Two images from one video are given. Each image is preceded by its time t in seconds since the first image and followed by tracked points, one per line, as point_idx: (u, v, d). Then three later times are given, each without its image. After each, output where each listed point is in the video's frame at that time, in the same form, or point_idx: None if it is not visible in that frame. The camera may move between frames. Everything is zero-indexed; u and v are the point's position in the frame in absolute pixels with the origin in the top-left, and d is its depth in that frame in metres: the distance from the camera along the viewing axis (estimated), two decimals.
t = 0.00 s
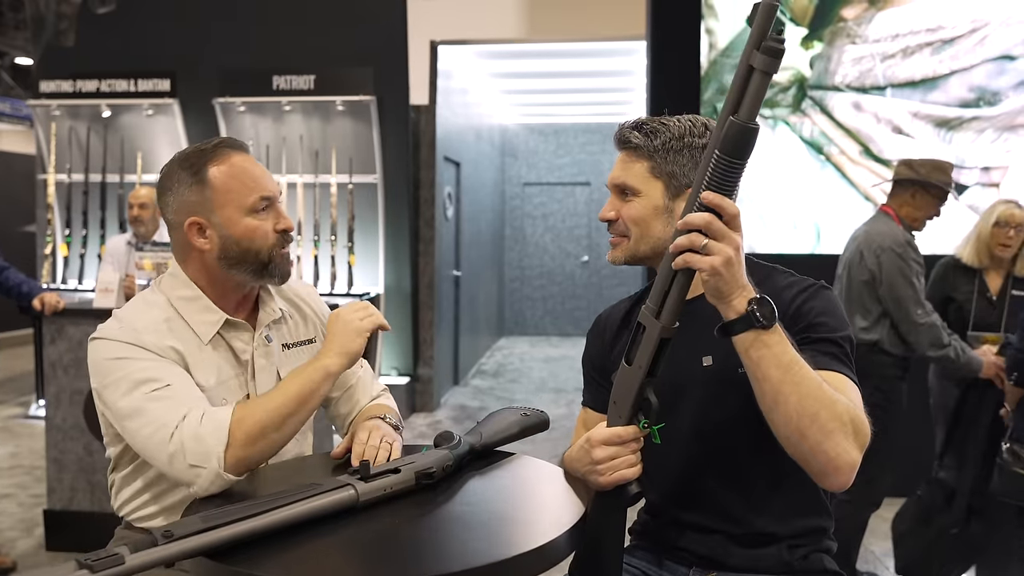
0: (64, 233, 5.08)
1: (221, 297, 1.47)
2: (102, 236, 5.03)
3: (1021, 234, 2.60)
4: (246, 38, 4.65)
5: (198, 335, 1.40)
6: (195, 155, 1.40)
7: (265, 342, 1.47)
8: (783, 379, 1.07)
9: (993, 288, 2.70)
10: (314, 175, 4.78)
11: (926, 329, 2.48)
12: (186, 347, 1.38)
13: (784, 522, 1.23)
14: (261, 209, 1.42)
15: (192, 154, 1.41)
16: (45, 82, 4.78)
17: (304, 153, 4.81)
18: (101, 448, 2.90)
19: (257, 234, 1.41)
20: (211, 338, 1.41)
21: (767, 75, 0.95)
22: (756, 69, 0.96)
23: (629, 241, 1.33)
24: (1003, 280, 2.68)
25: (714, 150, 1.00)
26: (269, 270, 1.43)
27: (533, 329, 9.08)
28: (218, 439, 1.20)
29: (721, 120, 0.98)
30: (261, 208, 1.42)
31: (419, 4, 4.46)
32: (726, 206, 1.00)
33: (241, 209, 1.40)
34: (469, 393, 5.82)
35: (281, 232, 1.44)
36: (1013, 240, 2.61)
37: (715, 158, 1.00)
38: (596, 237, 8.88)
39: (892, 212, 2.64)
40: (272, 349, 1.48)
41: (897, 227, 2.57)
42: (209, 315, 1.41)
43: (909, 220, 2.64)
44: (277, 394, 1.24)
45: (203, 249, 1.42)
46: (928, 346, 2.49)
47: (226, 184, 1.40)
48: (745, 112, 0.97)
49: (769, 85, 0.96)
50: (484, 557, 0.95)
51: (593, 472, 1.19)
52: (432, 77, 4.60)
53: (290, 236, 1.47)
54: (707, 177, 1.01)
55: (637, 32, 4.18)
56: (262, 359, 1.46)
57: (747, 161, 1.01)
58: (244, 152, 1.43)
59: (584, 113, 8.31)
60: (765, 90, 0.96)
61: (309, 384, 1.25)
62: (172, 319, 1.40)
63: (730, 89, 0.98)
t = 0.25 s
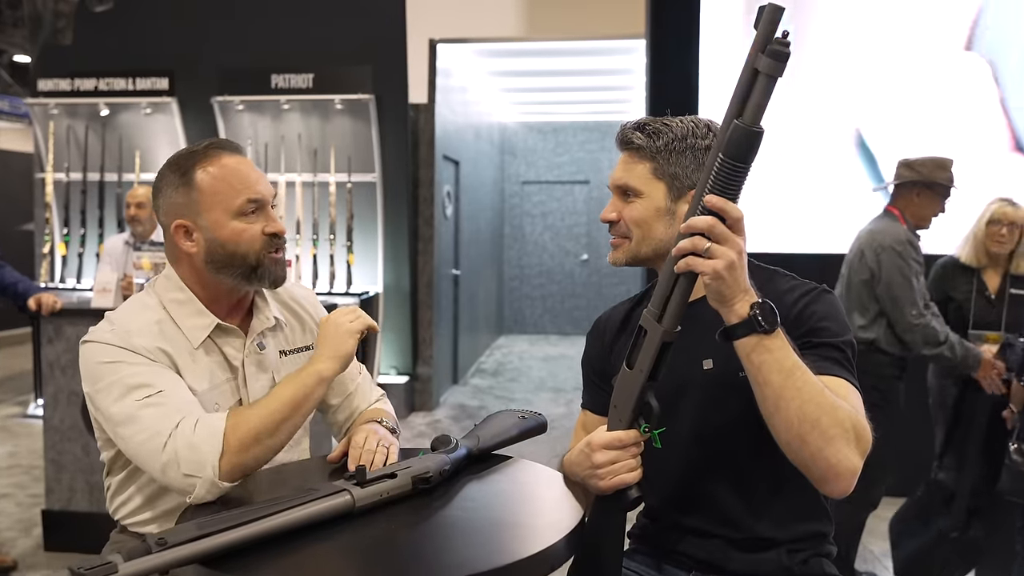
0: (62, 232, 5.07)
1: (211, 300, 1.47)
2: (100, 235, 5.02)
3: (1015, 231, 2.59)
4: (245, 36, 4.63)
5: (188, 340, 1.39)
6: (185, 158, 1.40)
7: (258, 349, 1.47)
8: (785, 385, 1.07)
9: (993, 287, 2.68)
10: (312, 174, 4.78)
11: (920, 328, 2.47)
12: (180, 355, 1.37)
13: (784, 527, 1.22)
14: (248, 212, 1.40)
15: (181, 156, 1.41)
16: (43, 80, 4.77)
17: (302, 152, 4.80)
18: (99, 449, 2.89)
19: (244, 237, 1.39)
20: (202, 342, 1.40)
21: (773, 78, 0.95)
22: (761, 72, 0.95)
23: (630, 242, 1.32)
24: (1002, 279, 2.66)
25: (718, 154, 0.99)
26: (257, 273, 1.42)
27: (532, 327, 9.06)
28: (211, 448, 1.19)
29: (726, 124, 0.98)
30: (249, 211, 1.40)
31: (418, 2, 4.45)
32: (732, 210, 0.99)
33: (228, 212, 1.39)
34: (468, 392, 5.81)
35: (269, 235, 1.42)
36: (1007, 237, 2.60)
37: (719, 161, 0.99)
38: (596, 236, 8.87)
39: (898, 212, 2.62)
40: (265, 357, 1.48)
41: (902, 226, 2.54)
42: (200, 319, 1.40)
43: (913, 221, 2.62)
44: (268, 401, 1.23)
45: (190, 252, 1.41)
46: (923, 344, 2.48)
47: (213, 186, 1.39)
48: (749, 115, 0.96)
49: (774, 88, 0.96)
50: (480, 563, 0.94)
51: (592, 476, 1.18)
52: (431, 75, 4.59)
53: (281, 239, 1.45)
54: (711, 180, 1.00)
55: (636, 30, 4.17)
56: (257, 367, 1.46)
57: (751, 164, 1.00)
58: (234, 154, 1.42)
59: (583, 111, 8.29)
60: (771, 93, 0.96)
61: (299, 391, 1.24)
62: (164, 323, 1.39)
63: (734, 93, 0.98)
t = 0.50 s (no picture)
0: (60, 228, 5.06)
1: (216, 306, 1.46)
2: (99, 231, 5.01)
3: (1003, 226, 2.61)
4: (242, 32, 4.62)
5: (189, 343, 1.39)
6: (198, 164, 1.37)
7: (258, 353, 1.47)
8: (787, 387, 1.07)
9: (988, 283, 2.73)
10: (311, 170, 4.78)
11: (922, 327, 2.48)
12: (180, 360, 1.37)
13: (783, 528, 1.22)
14: (265, 221, 1.40)
15: (195, 162, 1.38)
16: (40, 76, 4.75)
17: (301, 148, 4.79)
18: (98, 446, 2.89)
19: (263, 246, 1.40)
20: (203, 346, 1.40)
21: (776, 80, 0.95)
22: (764, 74, 0.95)
23: (631, 243, 1.32)
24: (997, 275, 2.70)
25: (722, 154, 0.99)
26: (273, 282, 1.42)
27: (531, 323, 9.06)
28: (212, 457, 1.19)
29: (729, 125, 0.97)
30: (266, 219, 1.40)
31: None
32: (734, 211, 0.99)
33: (247, 221, 1.38)
34: (467, 388, 5.82)
35: (286, 244, 1.42)
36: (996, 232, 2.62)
37: (722, 162, 0.99)
38: (595, 231, 8.87)
39: (898, 211, 2.63)
40: (266, 359, 1.48)
41: (904, 226, 2.54)
42: (200, 324, 1.40)
43: (915, 220, 2.63)
44: (281, 415, 1.21)
45: (206, 260, 1.40)
46: (925, 343, 2.48)
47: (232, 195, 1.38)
48: (753, 117, 0.96)
49: (778, 89, 0.96)
50: (482, 566, 0.94)
51: (592, 477, 1.18)
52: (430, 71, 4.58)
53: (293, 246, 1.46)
54: (714, 181, 1.00)
55: (635, 26, 4.16)
56: (257, 372, 1.46)
57: (754, 165, 0.99)
58: (248, 160, 1.41)
59: (582, 107, 8.29)
60: (774, 95, 0.96)
61: (316, 409, 1.21)
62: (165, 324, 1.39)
63: (738, 94, 0.98)
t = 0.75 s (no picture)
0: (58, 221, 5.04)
1: (210, 296, 1.46)
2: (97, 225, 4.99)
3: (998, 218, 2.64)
4: (240, 23, 4.61)
5: (188, 338, 1.38)
6: (192, 154, 1.39)
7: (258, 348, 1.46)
8: (782, 382, 1.07)
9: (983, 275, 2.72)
10: (309, 162, 4.77)
11: (918, 319, 2.51)
12: (178, 354, 1.36)
13: (780, 522, 1.23)
14: (254, 216, 1.39)
15: (191, 153, 1.40)
16: (37, 69, 4.74)
17: (299, 141, 4.78)
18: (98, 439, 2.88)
19: (248, 241, 1.38)
20: (202, 341, 1.40)
21: (775, 75, 0.95)
22: (763, 69, 0.95)
23: (628, 237, 1.32)
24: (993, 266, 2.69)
25: (718, 150, 0.98)
26: (257, 279, 1.40)
27: (530, 316, 9.06)
28: (209, 458, 1.19)
29: (727, 120, 0.97)
30: (255, 215, 1.39)
31: None
32: (732, 207, 0.99)
33: (234, 214, 1.38)
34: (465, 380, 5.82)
35: (273, 241, 1.40)
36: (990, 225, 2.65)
37: (719, 157, 0.99)
38: (593, 224, 8.86)
39: (897, 207, 2.63)
40: (266, 355, 1.47)
41: (899, 221, 2.56)
42: (200, 318, 1.39)
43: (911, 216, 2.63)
44: (282, 417, 1.21)
45: (192, 250, 1.41)
46: (919, 335, 2.52)
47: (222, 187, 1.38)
48: (751, 111, 0.96)
49: (776, 85, 0.96)
50: (480, 561, 0.95)
51: (590, 472, 1.18)
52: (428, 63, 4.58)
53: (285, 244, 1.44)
54: (711, 176, 1.00)
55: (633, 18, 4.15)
56: (256, 368, 1.45)
57: (752, 160, 0.99)
58: (244, 153, 1.40)
59: (580, 99, 8.28)
60: (773, 90, 0.96)
61: (318, 414, 1.20)
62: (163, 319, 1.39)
63: (735, 90, 0.98)
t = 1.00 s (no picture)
0: (55, 212, 5.02)
1: (207, 285, 1.44)
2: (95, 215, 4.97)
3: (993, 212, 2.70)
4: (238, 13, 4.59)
5: (187, 327, 1.38)
6: (191, 142, 1.38)
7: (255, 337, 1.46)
8: (782, 373, 1.07)
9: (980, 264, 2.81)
10: (308, 153, 4.73)
11: (920, 304, 2.50)
12: (177, 342, 1.36)
13: (778, 512, 1.23)
14: (252, 204, 1.39)
15: (189, 140, 1.39)
16: (35, 58, 4.72)
17: (297, 131, 4.76)
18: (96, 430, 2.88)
19: (245, 229, 1.38)
20: (200, 330, 1.40)
21: (776, 67, 0.94)
22: (763, 62, 0.95)
23: (627, 229, 1.32)
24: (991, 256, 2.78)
25: (720, 142, 0.98)
26: (254, 267, 1.40)
27: (528, 306, 9.06)
28: (208, 450, 1.19)
29: (728, 113, 0.97)
30: (253, 203, 1.38)
31: None
32: (731, 199, 0.99)
33: (232, 202, 1.37)
34: (464, 371, 5.83)
35: (271, 229, 1.40)
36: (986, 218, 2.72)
37: (721, 150, 0.98)
38: (591, 214, 8.86)
39: (897, 198, 2.62)
40: (264, 344, 1.48)
41: (896, 209, 2.56)
42: (199, 307, 1.39)
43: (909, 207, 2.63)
44: (282, 411, 1.21)
45: (189, 237, 1.40)
46: (920, 320, 2.52)
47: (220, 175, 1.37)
48: (752, 104, 0.96)
49: (777, 78, 0.95)
50: (478, 552, 0.95)
51: (589, 463, 1.19)
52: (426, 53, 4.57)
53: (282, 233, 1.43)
54: (712, 169, 1.00)
55: (632, 8, 4.14)
56: (253, 353, 1.45)
57: (753, 153, 0.99)
58: (243, 142, 1.39)
59: (579, 89, 8.26)
60: (774, 83, 0.95)
61: (317, 409, 1.20)
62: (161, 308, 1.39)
63: (736, 82, 0.97)
